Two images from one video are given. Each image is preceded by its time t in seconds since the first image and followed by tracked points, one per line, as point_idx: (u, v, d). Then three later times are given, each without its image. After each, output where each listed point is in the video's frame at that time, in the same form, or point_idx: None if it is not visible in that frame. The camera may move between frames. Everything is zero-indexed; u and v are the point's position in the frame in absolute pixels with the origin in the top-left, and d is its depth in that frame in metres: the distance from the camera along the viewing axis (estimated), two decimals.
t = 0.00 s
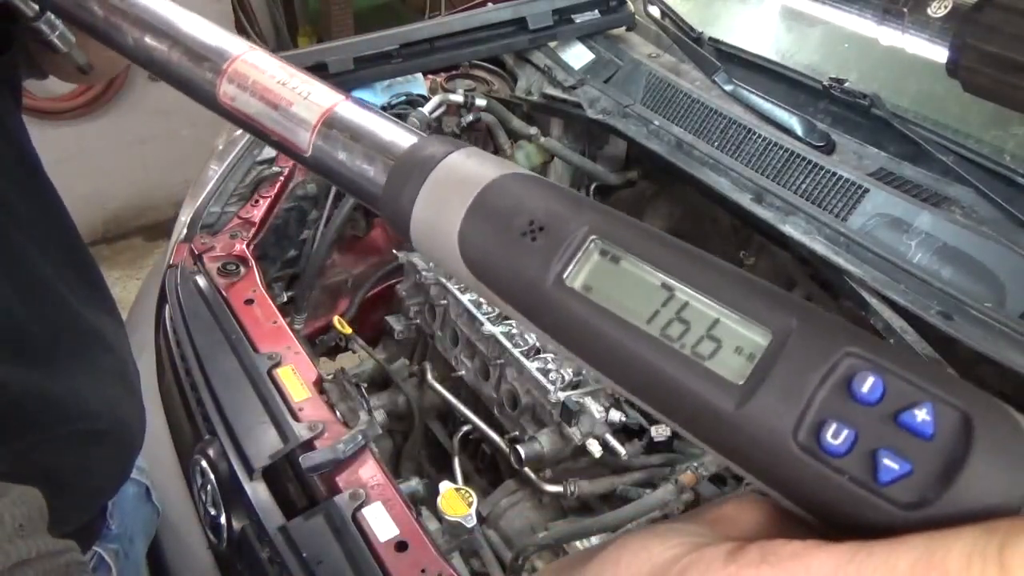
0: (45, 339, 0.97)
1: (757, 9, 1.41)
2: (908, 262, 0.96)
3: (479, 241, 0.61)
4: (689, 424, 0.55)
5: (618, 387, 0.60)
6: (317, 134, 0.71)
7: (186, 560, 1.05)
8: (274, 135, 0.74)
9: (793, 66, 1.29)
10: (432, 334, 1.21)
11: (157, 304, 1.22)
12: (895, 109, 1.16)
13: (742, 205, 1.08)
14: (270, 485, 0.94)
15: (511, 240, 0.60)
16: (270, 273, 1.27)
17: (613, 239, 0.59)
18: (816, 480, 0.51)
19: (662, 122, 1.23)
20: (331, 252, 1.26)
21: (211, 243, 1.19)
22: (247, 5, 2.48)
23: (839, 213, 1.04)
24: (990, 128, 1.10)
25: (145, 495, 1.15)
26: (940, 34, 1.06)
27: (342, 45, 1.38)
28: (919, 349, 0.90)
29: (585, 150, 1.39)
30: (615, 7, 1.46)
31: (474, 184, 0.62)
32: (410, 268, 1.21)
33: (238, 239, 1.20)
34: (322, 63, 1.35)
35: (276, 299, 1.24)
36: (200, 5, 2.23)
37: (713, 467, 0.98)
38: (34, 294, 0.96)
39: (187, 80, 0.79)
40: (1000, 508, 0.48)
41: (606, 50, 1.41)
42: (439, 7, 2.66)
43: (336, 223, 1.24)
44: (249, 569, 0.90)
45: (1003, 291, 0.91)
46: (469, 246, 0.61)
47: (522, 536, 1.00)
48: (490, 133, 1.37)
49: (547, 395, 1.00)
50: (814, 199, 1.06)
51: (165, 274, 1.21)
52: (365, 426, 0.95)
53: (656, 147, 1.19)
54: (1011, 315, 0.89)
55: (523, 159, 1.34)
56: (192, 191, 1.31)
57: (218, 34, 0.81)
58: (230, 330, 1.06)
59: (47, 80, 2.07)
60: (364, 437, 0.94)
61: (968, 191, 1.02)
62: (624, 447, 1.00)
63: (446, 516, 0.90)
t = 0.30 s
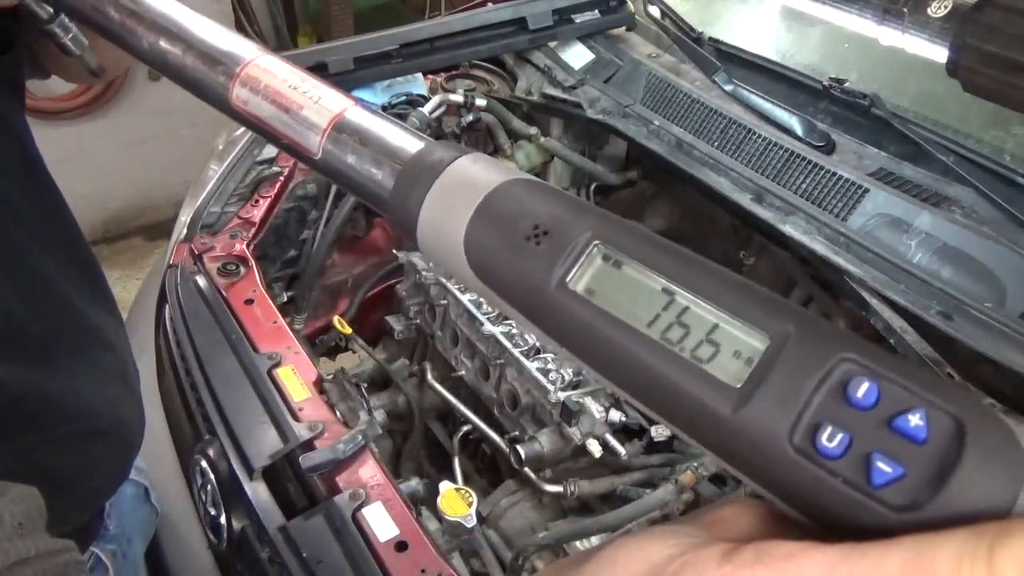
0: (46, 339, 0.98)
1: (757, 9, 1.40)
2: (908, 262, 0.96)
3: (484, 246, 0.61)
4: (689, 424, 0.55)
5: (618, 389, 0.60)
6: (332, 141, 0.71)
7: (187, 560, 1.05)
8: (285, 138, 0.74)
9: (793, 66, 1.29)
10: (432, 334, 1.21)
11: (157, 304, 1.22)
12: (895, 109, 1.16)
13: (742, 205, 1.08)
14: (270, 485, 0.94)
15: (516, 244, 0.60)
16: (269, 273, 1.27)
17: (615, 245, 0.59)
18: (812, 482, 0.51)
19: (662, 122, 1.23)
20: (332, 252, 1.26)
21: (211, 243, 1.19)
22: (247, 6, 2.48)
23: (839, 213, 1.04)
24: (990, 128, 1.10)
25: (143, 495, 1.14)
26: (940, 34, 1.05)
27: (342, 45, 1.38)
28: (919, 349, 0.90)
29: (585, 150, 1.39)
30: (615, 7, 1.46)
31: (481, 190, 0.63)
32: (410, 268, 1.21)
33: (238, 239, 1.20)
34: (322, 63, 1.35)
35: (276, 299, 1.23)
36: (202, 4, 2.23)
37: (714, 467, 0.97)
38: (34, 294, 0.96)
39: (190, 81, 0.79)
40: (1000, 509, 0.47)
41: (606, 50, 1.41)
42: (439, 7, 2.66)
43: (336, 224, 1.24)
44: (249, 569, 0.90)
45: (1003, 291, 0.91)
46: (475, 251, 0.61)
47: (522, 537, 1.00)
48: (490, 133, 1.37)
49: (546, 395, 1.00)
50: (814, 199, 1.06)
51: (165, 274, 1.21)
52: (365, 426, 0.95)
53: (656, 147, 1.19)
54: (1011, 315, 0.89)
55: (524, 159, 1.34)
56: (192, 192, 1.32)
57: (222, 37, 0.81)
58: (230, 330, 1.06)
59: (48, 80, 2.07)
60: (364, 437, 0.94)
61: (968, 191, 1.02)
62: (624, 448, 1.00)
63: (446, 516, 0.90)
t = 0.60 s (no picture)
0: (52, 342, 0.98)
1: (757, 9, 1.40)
2: (908, 262, 0.96)
3: (485, 308, 0.61)
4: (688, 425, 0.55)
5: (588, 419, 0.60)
6: (369, 208, 0.69)
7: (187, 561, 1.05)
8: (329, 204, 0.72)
9: (793, 65, 1.29)
10: (432, 334, 1.21)
11: (157, 304, 1.22)
12: (895, 109, 1.16)
13: (742, 205, 1.08)
14: (270, 486, 0.94)
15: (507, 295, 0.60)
16: (269, 273, 1.27)
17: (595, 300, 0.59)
18: (721, 494, 0.52)
19: (662, 122, 1.23)
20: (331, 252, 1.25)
21: (211, 243, 1.19)
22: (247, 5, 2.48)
23: (839, 213, 1.04)
24: (990, 127, 1.10)
25: (140, 503, 1.16)
26: (940, 34, 1.11)
27: (342, 45, 1.38)
28: (919, 349, 0.90)
29: (585, 150, 1.37)
30: (615, 6, 1.46)
31: (481, 251, 0.63)
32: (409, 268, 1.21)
33: (238, 239, 1.20)
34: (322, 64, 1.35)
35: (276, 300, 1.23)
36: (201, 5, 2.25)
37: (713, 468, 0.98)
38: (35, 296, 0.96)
39: (194, 103, 0.77)
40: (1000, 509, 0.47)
41: (606, 50, 1.41)
42: (439, 7, 2.66)
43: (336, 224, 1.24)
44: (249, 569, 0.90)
45: (1003, 292, 0.91)
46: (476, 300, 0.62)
47: (521, 537, 1.00)
48: (490, 133, 1.37)
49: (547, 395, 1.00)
50: (814, 199, 1.06)
51: (165, 274, 1.21)
52: (365, 426, 0.95)
53: (656, 147, 1.19)
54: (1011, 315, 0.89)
55: (523, 159, 1.34)
56: (192, 192, 1.32)
57: (240, 88, 0.77)
58: (230, 330, 1.06)
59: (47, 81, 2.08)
60: (364, 437, 0.94)
61: (968, 191, 1.02)
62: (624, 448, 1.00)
63: (447, 516, 0.90)
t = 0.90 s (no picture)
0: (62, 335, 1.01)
1: (757, 9, 1.40)
2: (908, 262, 0.97)
3: (465, 359, 0.65)
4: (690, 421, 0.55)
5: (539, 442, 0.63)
6: (383, 278, 0.75)
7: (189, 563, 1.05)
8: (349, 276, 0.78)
9: (793, 65, 1.29)
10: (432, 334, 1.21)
11: (157, 304, 1.22)
12: (895, 109, 1.16)
13: (742, 205, 1.08)
14: (270, 486, 0.94)
15: (483, 348, 0.64)
16: (269, 273, 1.26)
17: (545, 348, 0.64)
18: (615, 495, 0.58)
19: (662, 122, 1.23)
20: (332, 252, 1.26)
21: (211, 243, 1.19)
22: (247, 6, 2.48)
23: (839, 214, 1.04)
24: (990, 127, 1.10)
25: (125, 508, 1.19)
26: (940, 33, 1.10)
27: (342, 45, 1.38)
28: (919, 349, 0.90)
29: (585, 149, 1.37)
30: (615, 7, 1.46)
31: (465, 313, 0.67)
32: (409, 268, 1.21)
33: (238, 238, 1.20)
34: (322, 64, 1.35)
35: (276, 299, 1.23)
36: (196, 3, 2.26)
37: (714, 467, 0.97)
38: None
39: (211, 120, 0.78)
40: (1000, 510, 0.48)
41: (606, 50, 1.41)
42: (439, 7, 2.66)
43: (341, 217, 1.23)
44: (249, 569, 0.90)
45: (1003, 291, 0.91)
46: (464, 349, 0.65)
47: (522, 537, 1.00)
48: (490, 133, 1.37)
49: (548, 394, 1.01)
50: (814, 199, 1.06)
51: (165, 274, 1.21)
52: (365, 426, 0.95)
53: (656, 147, 1.19)
54: (1012, 315, 0.89)
55: (523, 159, 1.34)
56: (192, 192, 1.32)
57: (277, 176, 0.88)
58: (230, 330, 1.06)
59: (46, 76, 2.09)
60: (364, 437, 0.94)
61: (968, 191, 1.02)
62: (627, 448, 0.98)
63: (447, 516, 0.89)
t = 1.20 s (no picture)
0: (70, 305, 0.91)
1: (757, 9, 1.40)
2: (908, 262, 0.97)
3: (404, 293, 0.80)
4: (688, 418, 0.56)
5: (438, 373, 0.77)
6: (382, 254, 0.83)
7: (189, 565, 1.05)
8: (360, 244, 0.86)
9: (793, 66, 1.29)
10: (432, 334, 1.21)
11: (157, 304, 1.22)
12: (895, 109, 1.16)
13: (742, 205, 1.08)
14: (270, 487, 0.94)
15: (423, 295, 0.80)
16: (269, 274, 1.26)
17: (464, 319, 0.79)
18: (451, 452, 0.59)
19: (662, 122, 1.23)
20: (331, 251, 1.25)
21: (211, 243, 1.19)
22: (247, 5, 2.48)
23: (839, 213, 1.04)
24: (990, 127, 1.11)
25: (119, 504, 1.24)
26: (940, 33, 1.10)
27: (342, 45, 1.38)
28: (919, 349, 0.89)
29: (585, 149, 1.37)
30: (615, 7, 1.46)
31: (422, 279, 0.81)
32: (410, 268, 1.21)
33: (238, 239, 1.21)
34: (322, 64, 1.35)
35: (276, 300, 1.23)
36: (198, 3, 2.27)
37: (714, 467, 0.97)
38: None
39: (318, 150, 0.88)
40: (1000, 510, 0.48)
41: (606, 50, 1.41)
42: (439, 8, 2.65)
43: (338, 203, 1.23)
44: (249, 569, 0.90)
45: (1003, 291, 0.91)
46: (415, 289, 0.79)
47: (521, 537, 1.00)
48: (490, 133, 1.38)
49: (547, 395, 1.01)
50: (814, 199, 1.07)
51: (164, 274, 1.21)
52: (366, 426, 0.94)
53: (656, 147, 1.19)
54: (1012, 315, 0.89)
55: (523, 159, 1.34)
56: (192, 192, 1.32)
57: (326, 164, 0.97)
58: (230, 330, 1.06)
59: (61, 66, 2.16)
60: (364, 437, 0.93)
61: (968, 191, 1.02)
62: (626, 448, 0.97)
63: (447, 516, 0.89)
